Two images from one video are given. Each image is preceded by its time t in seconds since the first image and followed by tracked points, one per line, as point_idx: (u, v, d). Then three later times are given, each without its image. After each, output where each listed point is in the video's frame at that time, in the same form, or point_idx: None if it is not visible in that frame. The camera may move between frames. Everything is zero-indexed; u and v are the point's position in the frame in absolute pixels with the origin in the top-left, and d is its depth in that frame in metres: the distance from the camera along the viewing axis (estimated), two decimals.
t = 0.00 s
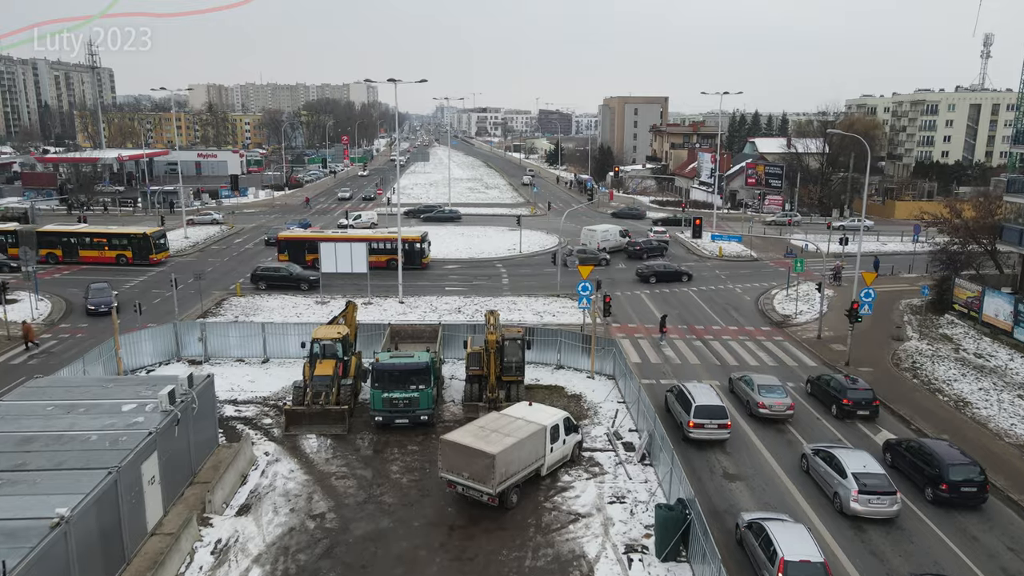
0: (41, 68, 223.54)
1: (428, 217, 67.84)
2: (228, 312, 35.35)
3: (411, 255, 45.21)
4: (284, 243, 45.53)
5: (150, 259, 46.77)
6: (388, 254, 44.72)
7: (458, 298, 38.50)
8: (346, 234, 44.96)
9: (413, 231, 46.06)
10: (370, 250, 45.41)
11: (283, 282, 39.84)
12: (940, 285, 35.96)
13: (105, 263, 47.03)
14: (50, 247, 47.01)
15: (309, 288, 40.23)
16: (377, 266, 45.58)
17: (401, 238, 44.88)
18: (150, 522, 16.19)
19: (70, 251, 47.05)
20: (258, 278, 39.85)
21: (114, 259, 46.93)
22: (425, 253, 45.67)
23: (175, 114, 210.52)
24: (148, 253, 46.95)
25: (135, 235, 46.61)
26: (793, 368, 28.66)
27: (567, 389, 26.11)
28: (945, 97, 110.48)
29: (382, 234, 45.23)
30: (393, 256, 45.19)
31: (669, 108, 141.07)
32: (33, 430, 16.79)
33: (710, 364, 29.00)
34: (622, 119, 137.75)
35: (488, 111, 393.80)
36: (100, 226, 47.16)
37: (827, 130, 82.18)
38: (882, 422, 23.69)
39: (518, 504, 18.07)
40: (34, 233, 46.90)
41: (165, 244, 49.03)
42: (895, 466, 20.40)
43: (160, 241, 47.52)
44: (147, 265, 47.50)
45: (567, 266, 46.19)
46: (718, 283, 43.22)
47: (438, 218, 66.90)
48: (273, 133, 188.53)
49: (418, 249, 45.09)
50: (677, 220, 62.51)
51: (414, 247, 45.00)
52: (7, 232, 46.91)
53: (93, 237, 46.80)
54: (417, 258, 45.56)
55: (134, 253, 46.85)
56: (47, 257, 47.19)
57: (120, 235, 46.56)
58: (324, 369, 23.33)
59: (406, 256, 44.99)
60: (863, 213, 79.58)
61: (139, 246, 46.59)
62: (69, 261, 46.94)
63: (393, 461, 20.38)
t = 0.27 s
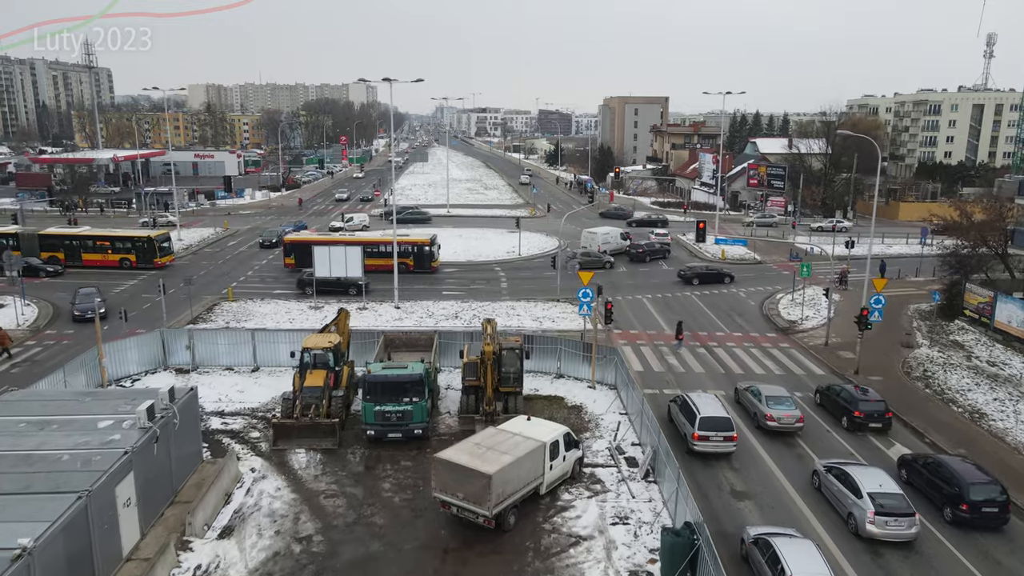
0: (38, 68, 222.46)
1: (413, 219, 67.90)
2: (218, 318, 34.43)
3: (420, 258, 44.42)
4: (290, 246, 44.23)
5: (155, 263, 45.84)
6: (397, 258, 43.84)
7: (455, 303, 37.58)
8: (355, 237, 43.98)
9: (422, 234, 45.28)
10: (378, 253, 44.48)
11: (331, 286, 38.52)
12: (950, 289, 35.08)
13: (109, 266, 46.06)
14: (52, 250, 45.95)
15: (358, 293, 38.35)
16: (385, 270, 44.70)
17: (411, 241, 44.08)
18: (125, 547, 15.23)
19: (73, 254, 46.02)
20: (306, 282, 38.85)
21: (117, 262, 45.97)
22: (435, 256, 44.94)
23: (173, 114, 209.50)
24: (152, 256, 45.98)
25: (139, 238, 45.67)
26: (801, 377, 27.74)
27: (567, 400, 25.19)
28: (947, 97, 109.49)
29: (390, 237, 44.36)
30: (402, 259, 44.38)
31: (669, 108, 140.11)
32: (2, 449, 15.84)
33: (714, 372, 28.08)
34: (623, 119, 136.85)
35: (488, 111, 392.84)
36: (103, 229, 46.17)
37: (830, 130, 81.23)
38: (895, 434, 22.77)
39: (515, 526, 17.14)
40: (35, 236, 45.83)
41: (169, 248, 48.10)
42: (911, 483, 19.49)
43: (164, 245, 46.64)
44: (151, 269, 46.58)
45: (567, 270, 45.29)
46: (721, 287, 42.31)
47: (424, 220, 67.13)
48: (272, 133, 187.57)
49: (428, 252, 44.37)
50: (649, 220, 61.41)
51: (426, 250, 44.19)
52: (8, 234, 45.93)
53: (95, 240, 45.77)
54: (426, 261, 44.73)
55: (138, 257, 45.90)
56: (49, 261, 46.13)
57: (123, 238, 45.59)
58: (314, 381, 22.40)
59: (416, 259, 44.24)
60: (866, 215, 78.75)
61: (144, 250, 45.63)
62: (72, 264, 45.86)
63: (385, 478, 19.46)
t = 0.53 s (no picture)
0: (36, 67, 221.53)
1: (410, 221, 67.06)
2: (209, 325, 33.53)
3: (429, 261, 43.49)
4: (297, 249, 43.42)
5: (159, 267, 44.94)
6: (406, 261, 42.97)
7: (453, 308, 36.69)
8: (362, 241, 43.18)
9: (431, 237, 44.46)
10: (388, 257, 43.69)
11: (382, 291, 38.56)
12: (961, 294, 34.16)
13: (113, 270, 45.18)
14: (54, 254, 45.05)
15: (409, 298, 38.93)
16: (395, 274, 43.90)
17: (421, 244, 43.20)
18: None
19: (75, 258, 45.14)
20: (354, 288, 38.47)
21: (121, 266, 45.07)
22: (445, 259, 44.00)
23: (171, 115, 208.59)
24: (156, 260, 45.08)
25: (143, 241, 44.68)
26: (810, 387, 26.84)
27: (567, 411, 24.28)
28: (951, 97, 108.49)
29: (399, 241, 43.51)
30: (411, 263, 43.49)
31: (670, 108, 139.13)
32: None
33: (720, 381, 27.18)
34: (623, 120, 135.99)
35: (487, 111, 391.85)
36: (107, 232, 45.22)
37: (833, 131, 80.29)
38: (909, 448, 21.85)
39: (514, 550, 16.20)
40: (37, 239, 44.91)
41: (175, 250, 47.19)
42: (929, 502, 18.60)
43: (169, 248, 45.69)
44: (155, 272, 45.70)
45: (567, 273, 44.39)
46: (725, 291, 41.43)
47: (420, 222, 66.33)
48: (271, 133, 186.64)
49: (439, 255, 43.42)
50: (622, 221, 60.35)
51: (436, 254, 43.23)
52: (9, 237, 45.06)
53: (99, 244, 44.84)
54: (436, 264, 43.91)
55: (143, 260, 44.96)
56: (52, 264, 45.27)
57: (127, 241, 44.65)
58: (305, 393, 21.48)
59: (426, 262, 43.29)
60: (870, 216, 77.84)
61: (148, 253, 44.69)
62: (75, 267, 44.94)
63: (377, 497, 18.55)
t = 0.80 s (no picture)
0: (34, 68, 220.77)
1: (408, 223, 66.22)
2: (199, 331, 32.62)
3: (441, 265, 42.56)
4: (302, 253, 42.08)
5: (163, 271, 43.80)
6: (417, 265, 42.14)
7: (450, 314, 35.76)
8: (370, 244, 42.01)
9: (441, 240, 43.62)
10: (397, 260, 42.78)
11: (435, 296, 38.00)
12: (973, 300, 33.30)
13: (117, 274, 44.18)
14: (56, 257, 44.22)
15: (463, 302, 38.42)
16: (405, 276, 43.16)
17: (431, 248, 42.15)
18: None
19: (78, 261, 44.25)
20: (407, 292, 37.97)
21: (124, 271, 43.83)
22: (456, 262, 43.04)
23: (169, 115, 207.85)
24: (160, 264, 43.83)
25: (147, 245, 43.45)
26: (819, 397, 25.92)
27: (568, 423, 23.35)
28: (954, 97, 107.60)
29: (406, 243, 42.37)
30: (421, 266, 42.62)
31: (671, 108, 138.26)
32: None
33: (726, 392, 26.26)
34: (623, 120, 135.16)
35: (487, 111, 390.91)
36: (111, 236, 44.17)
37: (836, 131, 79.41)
38: (925, 464, 20.94)
39: None
40: (38, 242, 44.03)
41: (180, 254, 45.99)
42: (948, 522, 17.68)
43: (174, 252, 44.45)
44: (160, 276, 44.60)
45: (568, 277, 43.49)
46: (729, 295, 40.55)
47: (418, 224, 65.47)
48: (269, 134, 185.84)
49: (449, 259, 42.50)
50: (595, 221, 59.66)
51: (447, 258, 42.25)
52: (10, 240, 44.32)
53: (101, 247, 43.86)
54: (447, 268, 43.09)
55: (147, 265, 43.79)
56: (54, 268, 44.46)
57: (130, 245, 43.51)
58: (293, 406, 20.54)
59: (437, 267, 42.38)
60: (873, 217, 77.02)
61: (152, 257, 43.52)
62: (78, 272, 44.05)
63: (368, 518, 17.63)
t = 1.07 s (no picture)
0: (31, 68, 219.73)
1: (406, 225, 65.31)
2: (189, 338, 31.68)
3: (450, 269, 41.93)
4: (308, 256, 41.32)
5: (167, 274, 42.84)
6: (425, 269, 41.54)
7: (447, 319, 34.84)
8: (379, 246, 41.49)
9: (451, 243, 42.90)
10: (405, 264, 42.16)
11: (490, 301, 36.78)
12: (985, 305, 32.48)
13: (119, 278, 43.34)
14: (56, 261, 43.34)
15: (516, 306, 37.38)
16: (413, 281, 42.35)
17: (440, 251, 41.64)
18: None
19: (79, 265, 43.33)
20: (462, 297, 36.80)
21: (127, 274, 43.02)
22: (464, 266, 42.58)
23: (167, 115, 206.98)
24: (164, 267, 42.85)
25: (150, 248, 42.53)
26: (828, 408, 25.02)
27: (567, 436, 22.44)
28: (957, 97, 106.80)
29: (414, 247, 41.97)
30: (429, 270, 41.96)
31: (671, 108, 137.36)
32: None
33: (732, 403, 25.35)
34: (623, 120, 134.31)
35: (486, 111, 390.00)
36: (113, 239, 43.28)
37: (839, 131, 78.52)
38: (941, 480, 20.07)
39: None
40: (38, 245, 43.14)
41: (183, 257, 45.10)
42: (968, 544, 16.81)
43: (177, 255, 43.51)
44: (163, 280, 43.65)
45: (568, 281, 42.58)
46: (732, 300, 39.67)
47: (416, 226, 64.57)
48: (268, 134, 184.98)
49: (459, 263, 41.95)
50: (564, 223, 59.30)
51: (457, 260, 41.63)
52: (10, 244, 43.43)
53: (103, 250, 43.00)
54: (456, 272, 42.47)
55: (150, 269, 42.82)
56: (54, 272, 43.57)
57: (132, 248, 42.61)
58: (280, 421, 19.62)
59: (446, 270, 41.77)
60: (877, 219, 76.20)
61: (155, 260, 42.58)
62: (80, 276, 43.32)
63: (357, 539, 16.73)
